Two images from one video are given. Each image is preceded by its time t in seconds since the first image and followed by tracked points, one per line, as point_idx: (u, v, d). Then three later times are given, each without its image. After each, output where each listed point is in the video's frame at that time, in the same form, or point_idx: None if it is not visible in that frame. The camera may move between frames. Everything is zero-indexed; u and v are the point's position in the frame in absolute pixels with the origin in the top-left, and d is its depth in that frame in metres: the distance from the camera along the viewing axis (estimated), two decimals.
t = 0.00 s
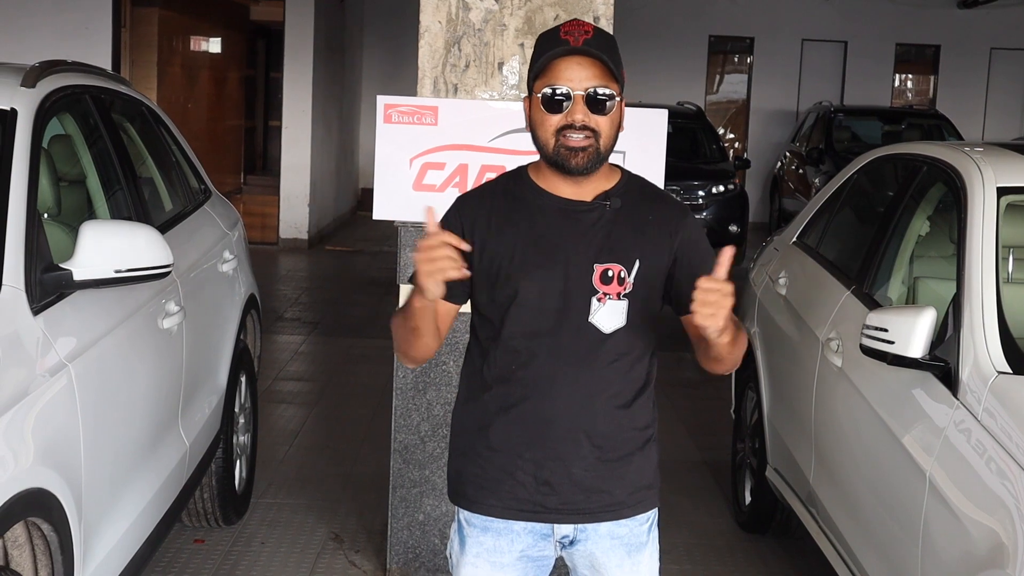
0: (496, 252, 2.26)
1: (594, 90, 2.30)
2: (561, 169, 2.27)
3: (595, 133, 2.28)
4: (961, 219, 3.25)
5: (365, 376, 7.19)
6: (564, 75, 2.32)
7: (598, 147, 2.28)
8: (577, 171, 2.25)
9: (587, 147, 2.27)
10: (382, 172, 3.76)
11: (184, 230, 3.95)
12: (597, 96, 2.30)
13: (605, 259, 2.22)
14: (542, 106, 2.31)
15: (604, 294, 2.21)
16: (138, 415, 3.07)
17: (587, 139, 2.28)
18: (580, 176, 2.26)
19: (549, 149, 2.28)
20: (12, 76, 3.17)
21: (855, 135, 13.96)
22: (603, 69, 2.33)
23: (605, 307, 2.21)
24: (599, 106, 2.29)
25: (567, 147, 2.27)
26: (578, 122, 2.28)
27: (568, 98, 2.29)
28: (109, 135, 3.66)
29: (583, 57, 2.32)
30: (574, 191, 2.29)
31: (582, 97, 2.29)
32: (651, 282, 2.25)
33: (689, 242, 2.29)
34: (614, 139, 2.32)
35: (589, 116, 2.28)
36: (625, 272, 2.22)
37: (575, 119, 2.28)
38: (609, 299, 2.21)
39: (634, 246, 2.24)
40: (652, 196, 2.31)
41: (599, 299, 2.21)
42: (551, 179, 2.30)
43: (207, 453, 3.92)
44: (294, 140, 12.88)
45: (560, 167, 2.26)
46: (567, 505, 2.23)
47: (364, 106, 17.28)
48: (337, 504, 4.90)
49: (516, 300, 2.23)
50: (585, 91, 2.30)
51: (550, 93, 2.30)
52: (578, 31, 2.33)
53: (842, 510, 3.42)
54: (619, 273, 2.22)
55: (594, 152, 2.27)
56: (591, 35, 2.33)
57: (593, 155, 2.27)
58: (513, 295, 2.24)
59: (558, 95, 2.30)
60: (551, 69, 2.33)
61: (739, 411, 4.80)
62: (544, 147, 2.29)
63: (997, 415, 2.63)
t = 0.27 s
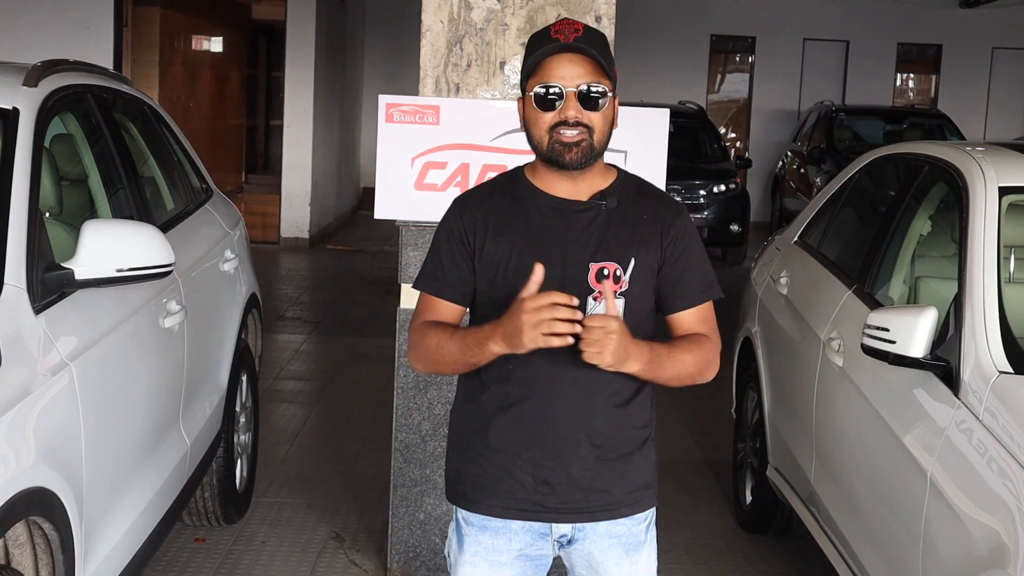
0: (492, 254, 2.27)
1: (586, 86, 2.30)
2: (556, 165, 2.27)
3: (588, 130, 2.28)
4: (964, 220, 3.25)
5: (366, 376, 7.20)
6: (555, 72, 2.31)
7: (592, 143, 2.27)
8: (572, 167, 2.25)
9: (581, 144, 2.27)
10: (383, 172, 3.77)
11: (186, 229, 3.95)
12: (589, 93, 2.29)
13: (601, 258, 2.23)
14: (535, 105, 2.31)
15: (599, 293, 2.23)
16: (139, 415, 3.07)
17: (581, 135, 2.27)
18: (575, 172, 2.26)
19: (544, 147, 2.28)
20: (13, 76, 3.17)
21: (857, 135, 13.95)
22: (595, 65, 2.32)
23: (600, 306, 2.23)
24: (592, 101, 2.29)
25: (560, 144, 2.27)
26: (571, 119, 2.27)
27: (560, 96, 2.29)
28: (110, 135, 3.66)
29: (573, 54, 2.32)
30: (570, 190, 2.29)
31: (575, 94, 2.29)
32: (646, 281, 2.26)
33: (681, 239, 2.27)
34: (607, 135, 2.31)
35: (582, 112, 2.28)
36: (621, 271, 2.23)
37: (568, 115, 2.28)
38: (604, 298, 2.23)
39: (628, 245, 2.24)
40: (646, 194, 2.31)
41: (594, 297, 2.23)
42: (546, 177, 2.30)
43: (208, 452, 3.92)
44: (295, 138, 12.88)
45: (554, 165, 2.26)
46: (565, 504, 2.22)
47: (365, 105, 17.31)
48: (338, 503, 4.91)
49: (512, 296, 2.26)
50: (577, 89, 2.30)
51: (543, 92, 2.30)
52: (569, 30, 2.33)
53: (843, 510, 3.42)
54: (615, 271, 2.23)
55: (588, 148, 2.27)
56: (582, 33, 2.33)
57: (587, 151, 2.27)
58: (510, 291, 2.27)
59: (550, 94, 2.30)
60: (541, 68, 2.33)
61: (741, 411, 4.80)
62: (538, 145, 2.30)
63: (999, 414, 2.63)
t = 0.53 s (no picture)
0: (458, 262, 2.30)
1: (539, 110, 2.36)
2: (512, 185, 2.34)
3: (540, 151, 2.35)
4: (955, 233, 3.25)
5: (363, 399, 7.17)
6: (511, 96, 2.37)
7: (543, 164, 2.35)
8: (526, 186, 2.33)
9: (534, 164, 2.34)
10: (375, 195, 3.76)
11: (179, 256, 3.95)
12: (541, 116, 2.36)
13: (553, 269, 2.33)
14: (492, 128, 2.36)
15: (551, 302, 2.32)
16: (134, 442, 3.06)
17: (534, 156, 2.34)
18: (528, 191, 2.34)
19: (500, 166, 2.34)
20: (4, 105, 3.18)
21: (848, 149, 14.01)
22: (548, 92, 2.39)
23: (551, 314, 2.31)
24: (544, 124, 2.36)
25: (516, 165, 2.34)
26: (526, 140, 2.34)
27: (516, 119, 2.35)
28: (101, 163, 3.66)
29: (528, 80, 2.39)
30: (520, 208, 2.36)
31: (530, 116, 2.35)
32: (588, 292, 2.38)
33: (618, 252, 2.42)
34: (557, 157, 2.39)
35: (536, 134, 2.35)
36: (570, 281, 2.34)
37: (523, 137, 2.34)
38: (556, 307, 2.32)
39: (574, 256, 2.35)
40: (587, 212, 2.43)
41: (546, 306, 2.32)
42: (499, 195, 2.37)
43: (204, 479, 3.91)
44: (289, 163, 12.90)
45: (509, 184, 2.34)
46: (522, 488, 2.31)
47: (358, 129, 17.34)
48: (335, 527, 4.89)
49: (474, 306, 2.31)
50: (531, 111, 2.36)
51: (498, 115, 2.36)
52: (523, 61, 2.42)
53: (841, 525, 3.40)
54: (564, 282, 2.33)
55: (541, 168, 2.35)
56: (535, 65, 2.43)
57: (540, 171, 2.34)
58: (472, 303, 2.31)
59: (506, 118, 2.35)
60: (499, 92, 2.38)
61: (738, 427, 4.79)
62: (495, 165, 2.35)
63: (995, 426, 2.63)
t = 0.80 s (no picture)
0: (476, 254, 2.41)
1: (564, 110, 2.45)
2: (535, 181, 2.43)
3: (565, 149, 2.44)
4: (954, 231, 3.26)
5: (362, 399, 7.17)
6: (538, 97, 2.46)
7: (568, 161, 2.44)
8: (550, 182, 2.42)
9: (559, 161, 2.43)
10: (374, 194, 3.77)
11: (179, 255, 3.95)
12: (567, 116, 2.45)
13: (570, 264, 2.42)
14: (518, 126, 2.46)
15: (567, 296, 2.41)
16: (133, 441, 3.06)
17: (559, 154, 2.44)
18: (551, 187, 2.44)
19: (525, 162, 2.44)
20: (3, 104, 3.18)
21: (847, 149, 14.03)
22: (574, 93, 2.48)
23: (567, 307, 2.41)
24: (569, 124, 2.45)
25: (541, 162, 2.43)
26: (551, 139, 2.44)
27: (542, 117, 2.45)
28: (100, 162, 3.66)
29: (554, 82, 2.48)
30: (543, 203, 2.46)
31: (555, 116, 2.45)
32: (605, 286, 2.46)
33: (635, 248, 2.50)
34: (581, 156, 2.48)
35: (561, 133, 2.44)
36: (587, 277, 2.43)
37: (548, 136, 2.44)
38: (571, 300, 2.42)
39: (592, 253, 2.44)
40: (606, 210, 2.51)
41: (563, 299, 2.41)
42: (524, 190, 2.47)
43: (204, 479, 3.91)
44: (288, 163, 12.89)
45: (534, 179, 2.43)
46: (535, 469, 2.43)
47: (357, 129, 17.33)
48: (335, 525, 4.90)
49: (494, 296, 2.42)
50: (557, 111, 2.45)
51: (525, 114, 2.45)
52: (550, 64, 2.51)
53: (840, 523, 3.42)
54: (581, 277, 2.42)
55: (565, 165, 2.44)
56: (563, 67, 2.52)
57: (564, 168, 2.44)
58: (491, 293, 2.42)
59: (531, 117, 2.45)
60: (526, 92, 2.48)
61: (737, 427, 4.79)
62: (520, 162, 2.45)
63: (994, 425, 2.63)
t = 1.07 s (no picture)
0: (480, 248, 2.43)
1: (566, 107, 2.48)
2: (539, 177, 2.45)
3: (568, 146, 2.46)
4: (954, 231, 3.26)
5: (363, 399, 7.17)
6: (541, 94, 2.49)
7: (570, 157, 2.46)
8: (552, 178, 2.44)
9: (562, 157, 2.46)
10: (375, 194, 3.77)
11: (179, 255, 3.96)
12: (569, 113, 2.47)
13: (572, 259, 2.43)
14: (522, 124, 2.49)
15: (569, 290, 2.43)
16: (134, 441, 3.06)
17: (562, 150, 2.46)
18: (554, 182, 2.46)
19: (528, 159, 2.47)
20: (4, 105, 3.18)
21: (847, 148, 14.03)
22: (577, 90, 2.50)
23: (568, 302, 2.43)
24: (572, 120, 2.47)
25: (543, 158, 2.46)
26: (553, 136, 2.46)
27: (545, 114, 2.47)
28: (101, 162, 3.66)
29: (557, 79, 2.50)
30: (547, 199, 2.48)
31: (557, 113, 2.47)
32: (607, 283, 2.47)
33: (638, 244, 2.51)
34: (584, 152, 2.50)
35: (563, 130, 2.47)
36: (588, 272, 2.43)
37: (551, 133, 2.46)
38: (572, 295, 2.43)
39: (594, 249, 2.45)
40: (610, 207, 2.51)
41: (564, 294, 2.43)
42: (528, 185, 2.49)
43: (204, 478, 3.91)
44: (288, 162, 12.89)
45: (536, 176, 2.45)
46: (532, 463, 2.44)
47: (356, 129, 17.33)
48: (336, 525, 4.90)
49: (495, 289, 2.43)
50: (559, 109, 2.47)
51: (528, 111, 2.48)
52: (554, 61, 2.53)
53: (839, 521, 3.42)
54: (582, 272, 2.43)
55: (568, 161, 2.46)
56: (565, 65, 2.54)
57: (567, 165, 2.46)
58: (493, 286, 2.44)
59: (535, 114, 2.48)
60: (529, 90, 2.50)
61: (737, 426, 4.80)
62: (524, 158, 2.48)
63: (994, 425, 2.64)
